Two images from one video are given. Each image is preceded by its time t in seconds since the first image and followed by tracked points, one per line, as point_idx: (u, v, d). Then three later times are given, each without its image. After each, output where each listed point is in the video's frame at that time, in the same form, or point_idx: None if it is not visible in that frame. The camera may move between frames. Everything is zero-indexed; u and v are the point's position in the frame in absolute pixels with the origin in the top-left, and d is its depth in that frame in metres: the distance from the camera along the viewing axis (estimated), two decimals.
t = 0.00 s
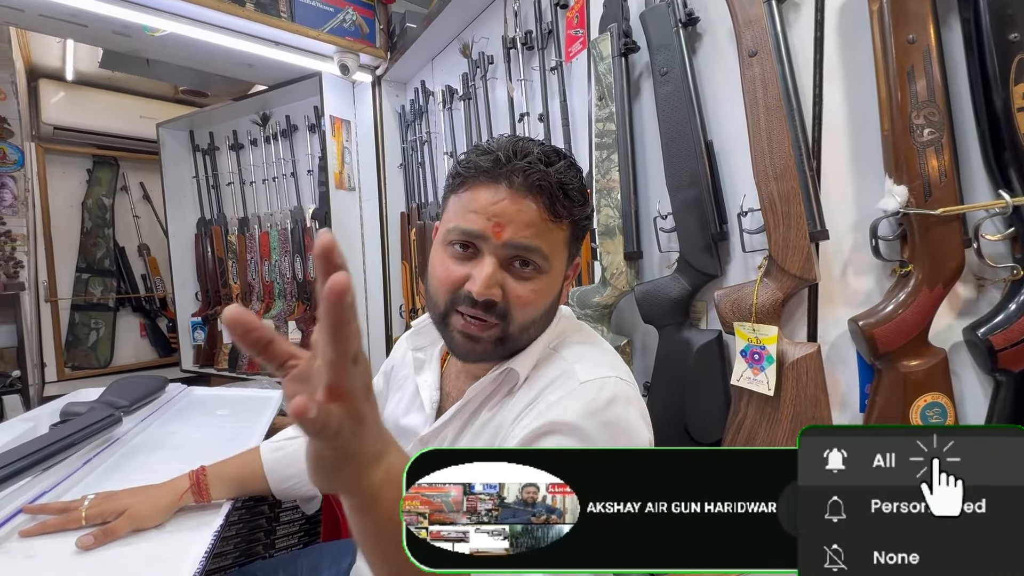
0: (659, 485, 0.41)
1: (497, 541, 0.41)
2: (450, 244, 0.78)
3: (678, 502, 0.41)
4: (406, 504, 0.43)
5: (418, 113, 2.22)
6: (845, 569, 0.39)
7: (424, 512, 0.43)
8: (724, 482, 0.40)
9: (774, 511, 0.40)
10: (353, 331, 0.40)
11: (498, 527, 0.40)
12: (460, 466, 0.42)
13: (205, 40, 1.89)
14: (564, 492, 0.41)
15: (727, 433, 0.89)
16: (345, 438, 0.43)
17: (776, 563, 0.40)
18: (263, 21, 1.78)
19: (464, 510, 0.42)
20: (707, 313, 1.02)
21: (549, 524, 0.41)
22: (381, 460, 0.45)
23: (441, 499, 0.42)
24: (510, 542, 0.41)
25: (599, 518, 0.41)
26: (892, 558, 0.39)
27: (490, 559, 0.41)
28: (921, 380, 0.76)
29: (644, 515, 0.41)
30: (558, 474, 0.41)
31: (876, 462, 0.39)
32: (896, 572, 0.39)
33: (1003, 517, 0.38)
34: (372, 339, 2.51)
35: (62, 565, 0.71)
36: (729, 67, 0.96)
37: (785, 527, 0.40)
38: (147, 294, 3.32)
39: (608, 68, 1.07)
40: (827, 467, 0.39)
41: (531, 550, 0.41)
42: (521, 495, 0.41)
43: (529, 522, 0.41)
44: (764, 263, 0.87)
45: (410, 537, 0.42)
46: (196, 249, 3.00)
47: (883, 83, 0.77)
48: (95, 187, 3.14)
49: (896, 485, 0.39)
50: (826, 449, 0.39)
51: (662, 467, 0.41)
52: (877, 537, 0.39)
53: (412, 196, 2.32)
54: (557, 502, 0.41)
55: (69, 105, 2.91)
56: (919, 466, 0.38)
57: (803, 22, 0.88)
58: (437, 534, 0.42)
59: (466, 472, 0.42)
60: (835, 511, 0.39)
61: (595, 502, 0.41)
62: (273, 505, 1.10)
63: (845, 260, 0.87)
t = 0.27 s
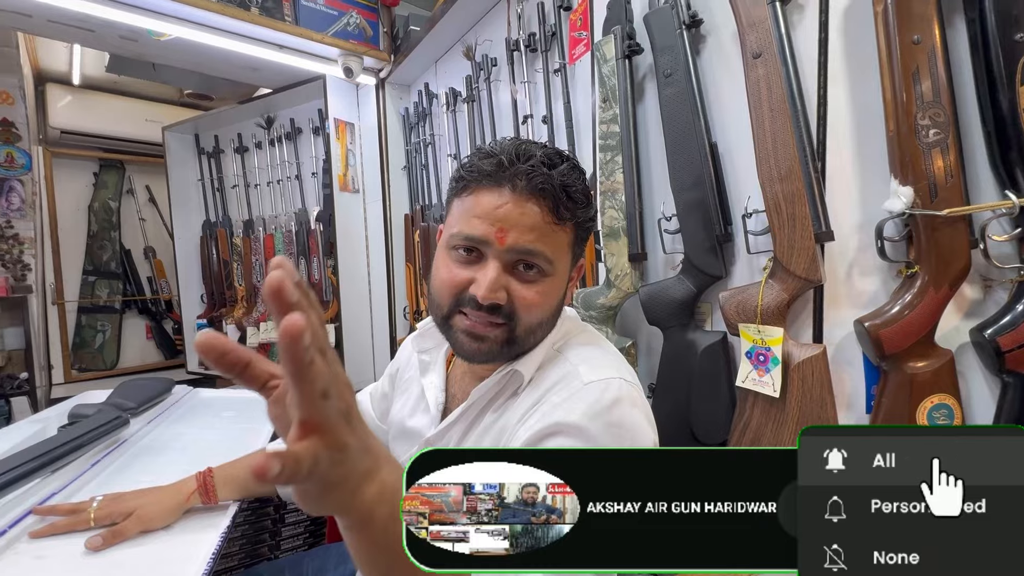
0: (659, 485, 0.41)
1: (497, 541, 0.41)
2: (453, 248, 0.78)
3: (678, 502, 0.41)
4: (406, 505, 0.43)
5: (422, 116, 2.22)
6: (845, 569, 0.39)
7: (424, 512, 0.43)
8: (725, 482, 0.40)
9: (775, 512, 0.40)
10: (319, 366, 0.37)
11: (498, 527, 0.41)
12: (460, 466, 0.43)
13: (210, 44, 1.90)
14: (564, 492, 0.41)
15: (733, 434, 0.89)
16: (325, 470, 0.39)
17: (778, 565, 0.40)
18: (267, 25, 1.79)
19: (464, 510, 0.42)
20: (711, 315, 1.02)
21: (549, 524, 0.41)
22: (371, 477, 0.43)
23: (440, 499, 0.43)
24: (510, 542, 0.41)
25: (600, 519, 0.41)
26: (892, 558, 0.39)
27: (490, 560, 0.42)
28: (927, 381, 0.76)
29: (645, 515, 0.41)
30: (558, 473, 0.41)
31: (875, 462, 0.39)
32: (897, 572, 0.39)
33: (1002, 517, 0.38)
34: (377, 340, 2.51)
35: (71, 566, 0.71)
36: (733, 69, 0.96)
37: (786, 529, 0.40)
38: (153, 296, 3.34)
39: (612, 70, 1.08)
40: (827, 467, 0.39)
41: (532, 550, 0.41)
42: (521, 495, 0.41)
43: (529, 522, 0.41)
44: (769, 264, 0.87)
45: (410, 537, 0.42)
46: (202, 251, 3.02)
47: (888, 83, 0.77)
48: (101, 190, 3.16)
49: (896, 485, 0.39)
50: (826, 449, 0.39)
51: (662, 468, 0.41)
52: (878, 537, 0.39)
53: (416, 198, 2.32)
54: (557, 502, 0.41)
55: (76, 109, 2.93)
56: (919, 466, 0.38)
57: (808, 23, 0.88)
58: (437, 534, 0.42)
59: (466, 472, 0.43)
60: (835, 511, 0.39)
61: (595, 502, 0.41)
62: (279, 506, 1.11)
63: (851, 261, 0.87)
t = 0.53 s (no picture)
0: (659, 485, 0.41)
1: (497, 541, 0.41)
2: (454, 256, 0.79)
3: (678, 502, 0.41)
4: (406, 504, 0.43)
5: (425, 118, 2.23)
6: (845, 569, 0.39)
7: (424, 511, 0.43)
8: (725, 481, 0.40)
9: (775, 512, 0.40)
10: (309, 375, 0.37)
11: (498, 527, 0.41)
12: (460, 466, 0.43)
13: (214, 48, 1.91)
14: (564, 492, 0.41)
15: (737, 436, 0.89)
16: (321, 474, 0.39)
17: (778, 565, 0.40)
18: (271, 28, 1.80)
19: (463, 510, 0.42)
20: (715, 317, 1.02)
21: (549, 524, 0.41)
22: (373, 480, 0.41)
23: (441, 499, 0.43)
24: (510, 542, 0.41)
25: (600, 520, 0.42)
26: (891, 558, 0.39)
27: (490, 560, 0.42)
28: (931, 383, 0.76)
29: (644, 515, 0.41)
30: (559, 473, 0.42)
31: (875, 462, 0.39)
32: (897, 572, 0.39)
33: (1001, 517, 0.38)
34: (380, 342, 2.52)
35: (79, 568, 0.72)
36: (735, 71, 0.96)
37: (785, 530, 0.40)
38: (157, 298, 3.35)
39: (614, 73, 1.08)
40: (827, 466, 0.39)
41: (532, 550, 0.42)
42: (521, 495, 0.41)
43: (529, 522, 0.41)
44: (772, 267, 0.88)
45: (410, 537, 0.42)
46: (205, 253, 3.03)
47: (891, 85, 0.77)
48: (106, 193, 3.18)
49: (895, 485, 0.39)
50: (826, 449, 0.39)
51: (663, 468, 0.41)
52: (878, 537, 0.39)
53: (419, 200, 2.32)
54: (557, 502, 0.42)
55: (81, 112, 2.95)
56: (918, 467, 0.38)
57: (810, 25, 0.88)
58: (437, 534, 0.42)
59: (466, 472, 0.43)
60: (835, 511, 0.39)
61: (595, 502, 0.42)
62: (283, 508, 1.11)
63: (854, 263, 0.87)
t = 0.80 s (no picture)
0: (660, 484, 0.41)
1: (497, 541, 0.41)
2: (455, 257, 0.78)
3: (678, 502, 0.41)
4: (406, 504, 0.43)
5: (427, 118, 2.23)
6: (845, 569, 0.39)
7: (424, 511, 0.43)
8: (724, 481, 0.40)
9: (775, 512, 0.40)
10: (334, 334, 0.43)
11: (498, 527, 0.41)
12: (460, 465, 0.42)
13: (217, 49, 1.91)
14: (564, 492, 0.41)
15: (742, 436, 0.88)
16: (341, 439, 0.44)
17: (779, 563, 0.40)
18: (274, 29, 1.80)
19: (463, 509, 0.42)
20: (719, 316, 1.02)
21: (549, 524, 0.41)
22: (387, 461, 0.46)
23: (440, 499, 0.42)
24: (510, 541, 0.41)
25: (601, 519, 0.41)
26: (892, 558, 0.39)
27: (490, 560, 0.42)
28: (937, 383, 0.75)
29: (645, 515, 0.41)
30: (558, 474, 0.41)
31: (876, 462, 0.38)
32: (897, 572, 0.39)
33: (1004, 517, 0.37)
34: (383, 342, 2.52)
35: (84, 568, 0.72)
36: (740, 69, 0.96)
37: (786, 530, 0.40)
38: (161, 298, 3.36)
39: (618, 72, 1.07)
40: (827, 467, 0.39)
41: (532, 550, 0.41)
42: (521, 495, 0.41)
43: (529, 522, 0.41)
44: (777, 266, 0.87)
45: (410, 538, 0.43)
46: (209, 254, 3.04)
47: (897, 82, 0.76)
48: (111, 194, 3.20)
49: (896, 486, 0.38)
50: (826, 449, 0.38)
51: (663, 468, 0.41)
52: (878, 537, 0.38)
53: (421, 200, 2.32)
54: (557, 502, 0.41)
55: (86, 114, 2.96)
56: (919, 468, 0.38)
57: (815, 23, 0.88)
58: (437, 534, 0.42)
59: (466, 472, 0.42)
60: (835, 511, 0.39)
61: (595, 502, 0.41)
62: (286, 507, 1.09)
63: (860, 262, 0.86)
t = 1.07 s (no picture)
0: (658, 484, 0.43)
1: (497, 541, 0.42)
2: (452, 269, 0.77)
3: (677, 502, 0.43)
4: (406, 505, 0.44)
5: (431, 118, 2.23)
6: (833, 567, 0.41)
7: (425, 511, 0.43)
8: (721, 480, 0.42)
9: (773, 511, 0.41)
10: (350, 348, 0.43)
11: (498, 527, 0.42)
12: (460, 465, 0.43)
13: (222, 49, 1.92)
14: (564, 492, 0.42)
15: (749, 436, 0.88)
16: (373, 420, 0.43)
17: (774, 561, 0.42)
18: (278, 29, 1.80)
19: (463, 510, 0.43)
20: (725, 316, 1.02)
21: (549, 524, 0.42)
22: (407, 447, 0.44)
23: (441, 499, 0.43)
24: (510, 542, 0.42)
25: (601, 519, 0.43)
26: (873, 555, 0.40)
27: (490, 561, 0.42)
28: (947, 382, 0.74)
29: (644, 515, 0.43)
30: (559, 473, 0.43)
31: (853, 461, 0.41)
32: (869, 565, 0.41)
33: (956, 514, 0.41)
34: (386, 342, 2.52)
35: (89, 567, 0.72)
36: (746, 66, 0.95)
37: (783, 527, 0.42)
38: (165, 299, 3.37)
39: (623, 70, 1.07)
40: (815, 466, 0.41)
41: (532, 550, 0.42)
42: (521, 495, 0.41)
43: (529, 522, 0.41)
44: (784, 265, 0.86)
45: (410, 537, 0.43)
46: (213, 254, 3.05)
47: (906, 79, 0.75)
48: (115, 195, 3.21)
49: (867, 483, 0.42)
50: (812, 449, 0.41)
51: (661, 468, 0.43)
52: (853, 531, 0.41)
53: (425, 200, 2.32)
54: (557, 501, 0.42)
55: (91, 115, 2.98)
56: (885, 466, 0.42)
57: (822, 19, 0.87)
58: (437, 534, 0.43)
59: (467, 472, 0.43)
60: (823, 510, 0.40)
61: (595, 502, 0.43)
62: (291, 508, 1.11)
63: (869, 260, 0.85)
